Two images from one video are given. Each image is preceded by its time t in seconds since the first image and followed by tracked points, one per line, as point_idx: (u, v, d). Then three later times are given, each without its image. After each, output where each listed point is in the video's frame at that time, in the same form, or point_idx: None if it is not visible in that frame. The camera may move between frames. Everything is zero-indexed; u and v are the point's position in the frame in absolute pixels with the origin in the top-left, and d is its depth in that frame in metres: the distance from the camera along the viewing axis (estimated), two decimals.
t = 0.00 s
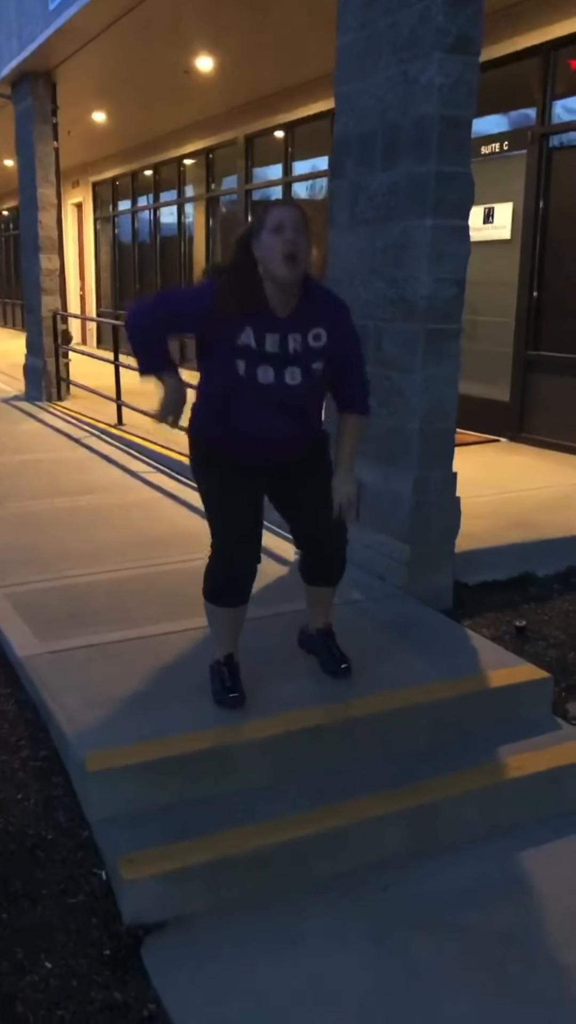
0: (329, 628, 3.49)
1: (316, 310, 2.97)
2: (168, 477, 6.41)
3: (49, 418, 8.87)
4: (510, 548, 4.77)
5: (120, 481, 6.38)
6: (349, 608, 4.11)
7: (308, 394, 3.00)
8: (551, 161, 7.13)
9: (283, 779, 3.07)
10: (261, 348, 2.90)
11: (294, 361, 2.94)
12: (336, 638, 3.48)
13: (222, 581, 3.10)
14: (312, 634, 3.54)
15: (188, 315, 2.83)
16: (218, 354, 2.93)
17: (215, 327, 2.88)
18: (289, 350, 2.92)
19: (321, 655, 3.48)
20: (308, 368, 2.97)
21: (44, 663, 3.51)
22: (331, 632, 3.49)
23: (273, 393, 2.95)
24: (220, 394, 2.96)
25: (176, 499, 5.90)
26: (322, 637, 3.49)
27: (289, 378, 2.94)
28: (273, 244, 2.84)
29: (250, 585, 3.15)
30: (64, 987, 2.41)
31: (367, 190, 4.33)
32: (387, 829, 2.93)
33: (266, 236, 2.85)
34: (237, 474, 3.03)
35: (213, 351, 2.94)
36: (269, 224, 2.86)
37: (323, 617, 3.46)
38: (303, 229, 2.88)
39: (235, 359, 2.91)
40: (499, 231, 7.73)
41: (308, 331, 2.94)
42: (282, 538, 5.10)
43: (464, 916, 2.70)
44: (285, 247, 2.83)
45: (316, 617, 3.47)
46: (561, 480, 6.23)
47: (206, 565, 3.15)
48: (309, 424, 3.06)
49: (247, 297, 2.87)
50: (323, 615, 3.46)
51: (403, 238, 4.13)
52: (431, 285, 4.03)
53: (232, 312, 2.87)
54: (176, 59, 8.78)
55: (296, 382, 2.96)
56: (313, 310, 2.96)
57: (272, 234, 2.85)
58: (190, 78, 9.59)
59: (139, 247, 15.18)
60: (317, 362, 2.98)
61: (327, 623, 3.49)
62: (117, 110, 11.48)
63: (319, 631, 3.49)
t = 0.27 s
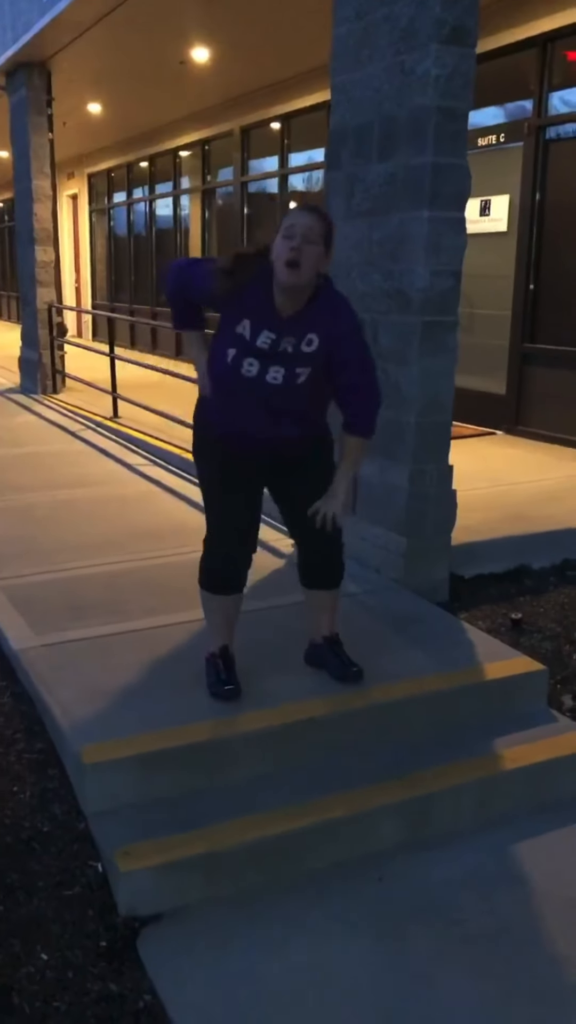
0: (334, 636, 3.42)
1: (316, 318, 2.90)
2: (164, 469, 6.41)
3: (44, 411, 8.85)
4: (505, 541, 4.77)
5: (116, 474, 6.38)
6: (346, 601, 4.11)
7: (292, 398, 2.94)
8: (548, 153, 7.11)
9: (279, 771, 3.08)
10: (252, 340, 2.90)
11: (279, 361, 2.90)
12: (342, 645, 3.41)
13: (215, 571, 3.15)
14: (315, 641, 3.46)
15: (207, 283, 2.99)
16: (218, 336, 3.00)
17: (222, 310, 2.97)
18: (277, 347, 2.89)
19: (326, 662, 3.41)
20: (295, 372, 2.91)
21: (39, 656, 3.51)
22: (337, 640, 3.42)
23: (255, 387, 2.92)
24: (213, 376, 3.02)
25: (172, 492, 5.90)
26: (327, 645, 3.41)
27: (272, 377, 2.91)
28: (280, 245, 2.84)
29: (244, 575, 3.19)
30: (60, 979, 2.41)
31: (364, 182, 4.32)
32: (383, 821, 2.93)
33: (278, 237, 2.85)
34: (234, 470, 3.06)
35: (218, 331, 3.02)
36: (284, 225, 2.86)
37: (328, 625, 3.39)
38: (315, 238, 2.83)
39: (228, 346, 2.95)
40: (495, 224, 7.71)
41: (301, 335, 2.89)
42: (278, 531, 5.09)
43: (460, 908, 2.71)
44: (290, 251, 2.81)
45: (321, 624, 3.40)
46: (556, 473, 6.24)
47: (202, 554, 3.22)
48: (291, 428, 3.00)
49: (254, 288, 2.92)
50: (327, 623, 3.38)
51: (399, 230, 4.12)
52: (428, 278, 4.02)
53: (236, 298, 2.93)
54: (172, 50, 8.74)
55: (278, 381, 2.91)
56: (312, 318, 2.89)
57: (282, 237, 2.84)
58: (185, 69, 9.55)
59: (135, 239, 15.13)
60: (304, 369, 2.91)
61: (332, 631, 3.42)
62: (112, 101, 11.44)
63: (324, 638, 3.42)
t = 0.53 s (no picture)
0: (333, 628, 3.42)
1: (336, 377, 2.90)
2: (162, 463, 6.40)
3: (41, 404, 8.84)
4: (502, 534, 4.77)
5: (113, 468, 6.37)
6: (343, 594, 4.11)
7: (314, 443, 3.01)
8: (546, 145, 7.09)
9: (276, 764, 3.08)
10: (275, 407, 2.88)
11: (303, 420, 2.92)
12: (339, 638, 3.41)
13: (219, 568, 3.16)
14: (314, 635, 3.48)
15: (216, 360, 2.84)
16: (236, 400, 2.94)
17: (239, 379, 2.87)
18: (303, 410, 2.90)
19: (325, 653, 3.41)
20: (318, 425, 2.95)
21: (36, 650, 3.51)
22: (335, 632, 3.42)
23: (280, 441, 2.96)
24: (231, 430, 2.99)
25: (169, 486, 5.89)
26: (326, 637, 3.42)
27: (297, 432, 2.94)
28: (298, 342, 2.72)
29: (248, 571, 3.20)
30: (57, 972, 2.42)
31: (361, 174, 4.31)
32: (380, 814, 2.94)
33: (293, 333, 2.71)
34: (240, 470, 3.05)
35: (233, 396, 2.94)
36: (297, 319, 2.70)
37: (327, 616, 3.38)
38: (334, 329, 2.72)
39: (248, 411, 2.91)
40: (493, 216, 7.70)
41: (324, 397, 2.90)
42: (275, 525, 5.09)
43: (456, 901, 2.71)
44: (309, 348, 2.70)
45: (321, 616, 3.40)
46: (554, 467, 6.24)
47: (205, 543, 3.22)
48: (310, 459, 3.08)
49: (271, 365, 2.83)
50: (326, 614, 3.38)
51: (396, 223, 4.11)
52: (425, 270, 4.02)
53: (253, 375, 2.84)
54: (169, 42, 8.71)
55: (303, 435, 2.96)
56: (333, 380, 2.89)
57: (297, 335, 2.71)
58: (183, 61, 9.52)
59: (132, 232, 15.10)
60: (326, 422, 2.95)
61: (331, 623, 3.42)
62: (109, 94, 11.40)
63: (322, 631, 3.43)
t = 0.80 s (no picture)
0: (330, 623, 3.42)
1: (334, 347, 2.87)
2: (160, 458, 6.40)
3: (39, 399, 8.83)
4: (501, 528, 4.76)
5: (112, 462, 6.36)
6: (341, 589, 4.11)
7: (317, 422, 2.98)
8: (544, 138, 7.07)
9: (274, 759, 3.08)
10: (275, 384, 2.85)
11: (304, 396, 2.89)
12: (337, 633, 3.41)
13: (219, 562, 3.16)
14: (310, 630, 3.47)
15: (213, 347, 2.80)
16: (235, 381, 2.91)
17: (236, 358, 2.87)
18: (302, 386, 2.87)
19: (323, 648, 3.40)
20: (318, 400, 2.92)
21: (34, 645, 3.50)
22: (332, 627, 3.42)
23: (282, 422, 2.92)
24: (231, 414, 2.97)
25: (167, 480, 5.89)
26: (324, 632, 3.42)
27: (298, 410, 2.91)
28: (295, 313, 2.66)
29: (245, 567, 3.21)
30: (54, 966, 2.42)
31: (358, 168, 4.30)
32: (378, 808, 2.94)
33: (289, 303, 2.65)
34: (239, 467, 3.06)
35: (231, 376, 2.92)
36: (292, 289, 2.65)
37: (325, 611, 3.38)
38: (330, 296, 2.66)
39: (249, 389, 2.89)
40: (492, 210, 7.68)
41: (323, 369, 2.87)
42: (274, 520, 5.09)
43: (454, 894, 2.72)
44: (307, 318, 2.65)
45: (318, 612, 3.40)
46: (553, 460, 6.23)
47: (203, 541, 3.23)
48: (314, 443, 3.04)
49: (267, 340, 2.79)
50: (324, 610, 3.37)
51: (394, 216, 4.10)
52: (423, 264, 4.01)
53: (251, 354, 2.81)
54: (166, 34, 8.67)
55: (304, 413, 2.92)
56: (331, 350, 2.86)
57: (295, 305, 2.65)
58: (181, 54, 9.49)
59: (130, 226, 15.07)
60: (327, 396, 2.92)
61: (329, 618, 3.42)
62: (107, 87, 11.36)
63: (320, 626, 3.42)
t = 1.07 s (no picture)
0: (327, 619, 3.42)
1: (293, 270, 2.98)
2: (158, 453, 6.39)
3: (38, 394, 8.82)
4: (500, 524, 4.76)
5: (110, 457, 6.36)
6: (339, 584, 4.11)
7: (297, 363, 2.97)
8: (543, 132, 7.06)
9: (272, 754, 3.08)
10: (248, 325, 2.87)
11: (280, 330, 2.91)
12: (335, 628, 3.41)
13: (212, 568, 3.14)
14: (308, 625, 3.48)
15: (181, 313, 2.82)
16: (206, 345, 2.91)
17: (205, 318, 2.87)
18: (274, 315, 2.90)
19: (320, 643, 3.41)
20: (292, 333, 2.94)
21: (32, 640, 3.50)
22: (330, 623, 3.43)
23: (263, 367, 2.92)
24: (213, 383, 2.95)
25: (166, 476, 5.89)
26: (321, 627, 3.42)
27: (276, 346, 2.91)
28: (250, 222, 2.79)
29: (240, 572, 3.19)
30: (53, 961, 2.42)
31: (356, 162, 4.28)
32: (376, 804, 2.94)
33: (240, 218, 2.80)
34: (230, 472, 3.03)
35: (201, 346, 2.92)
36: (242, 205, 2.81)
37: (322, 607, 3.39)
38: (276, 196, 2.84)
39: (224, 344, 2.88)
40: (491, 204, 7.67)
41: (287, 295, 2.93)
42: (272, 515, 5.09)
43: (452, 889, 2.72)
44: (262, 216, 2.79)
45: (315, 609, 3.40)
46: (552, 455, 6.23)
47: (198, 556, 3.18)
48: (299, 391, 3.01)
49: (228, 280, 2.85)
50: (322, 606, 3.38)
51: (392, 211, 4.09)
52: (421, 259, 4.00)
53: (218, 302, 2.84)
54: (165, 28, 8.64)
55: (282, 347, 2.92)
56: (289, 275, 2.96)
57: (250, 213, 2.79)
58: (179, 49, 9.47)
59: (129, 221, 15.05)
60: (299, 324, 2.95)
61: (326, 614, 3.42)
62: (105, 82, 11.33)
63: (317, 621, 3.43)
